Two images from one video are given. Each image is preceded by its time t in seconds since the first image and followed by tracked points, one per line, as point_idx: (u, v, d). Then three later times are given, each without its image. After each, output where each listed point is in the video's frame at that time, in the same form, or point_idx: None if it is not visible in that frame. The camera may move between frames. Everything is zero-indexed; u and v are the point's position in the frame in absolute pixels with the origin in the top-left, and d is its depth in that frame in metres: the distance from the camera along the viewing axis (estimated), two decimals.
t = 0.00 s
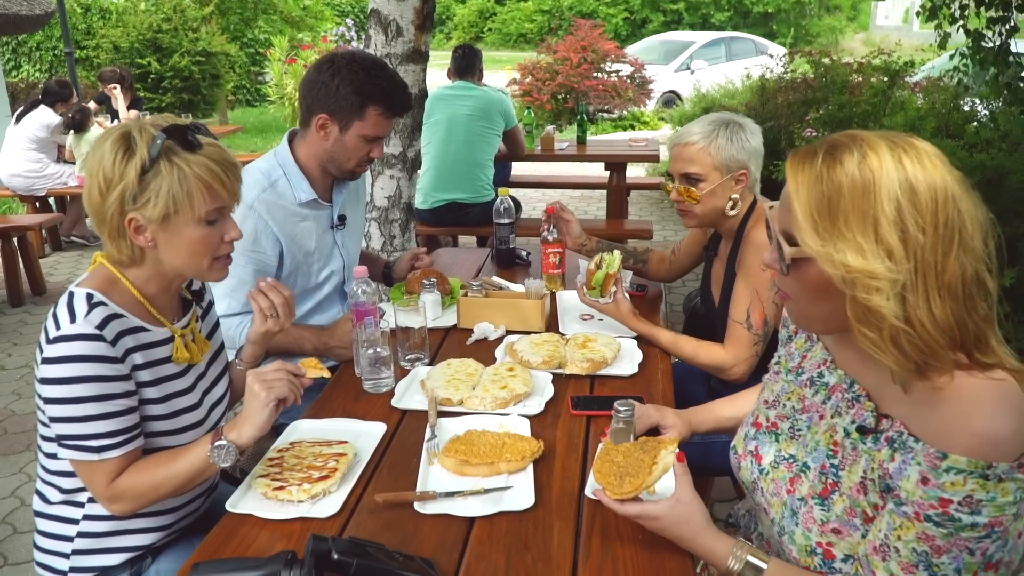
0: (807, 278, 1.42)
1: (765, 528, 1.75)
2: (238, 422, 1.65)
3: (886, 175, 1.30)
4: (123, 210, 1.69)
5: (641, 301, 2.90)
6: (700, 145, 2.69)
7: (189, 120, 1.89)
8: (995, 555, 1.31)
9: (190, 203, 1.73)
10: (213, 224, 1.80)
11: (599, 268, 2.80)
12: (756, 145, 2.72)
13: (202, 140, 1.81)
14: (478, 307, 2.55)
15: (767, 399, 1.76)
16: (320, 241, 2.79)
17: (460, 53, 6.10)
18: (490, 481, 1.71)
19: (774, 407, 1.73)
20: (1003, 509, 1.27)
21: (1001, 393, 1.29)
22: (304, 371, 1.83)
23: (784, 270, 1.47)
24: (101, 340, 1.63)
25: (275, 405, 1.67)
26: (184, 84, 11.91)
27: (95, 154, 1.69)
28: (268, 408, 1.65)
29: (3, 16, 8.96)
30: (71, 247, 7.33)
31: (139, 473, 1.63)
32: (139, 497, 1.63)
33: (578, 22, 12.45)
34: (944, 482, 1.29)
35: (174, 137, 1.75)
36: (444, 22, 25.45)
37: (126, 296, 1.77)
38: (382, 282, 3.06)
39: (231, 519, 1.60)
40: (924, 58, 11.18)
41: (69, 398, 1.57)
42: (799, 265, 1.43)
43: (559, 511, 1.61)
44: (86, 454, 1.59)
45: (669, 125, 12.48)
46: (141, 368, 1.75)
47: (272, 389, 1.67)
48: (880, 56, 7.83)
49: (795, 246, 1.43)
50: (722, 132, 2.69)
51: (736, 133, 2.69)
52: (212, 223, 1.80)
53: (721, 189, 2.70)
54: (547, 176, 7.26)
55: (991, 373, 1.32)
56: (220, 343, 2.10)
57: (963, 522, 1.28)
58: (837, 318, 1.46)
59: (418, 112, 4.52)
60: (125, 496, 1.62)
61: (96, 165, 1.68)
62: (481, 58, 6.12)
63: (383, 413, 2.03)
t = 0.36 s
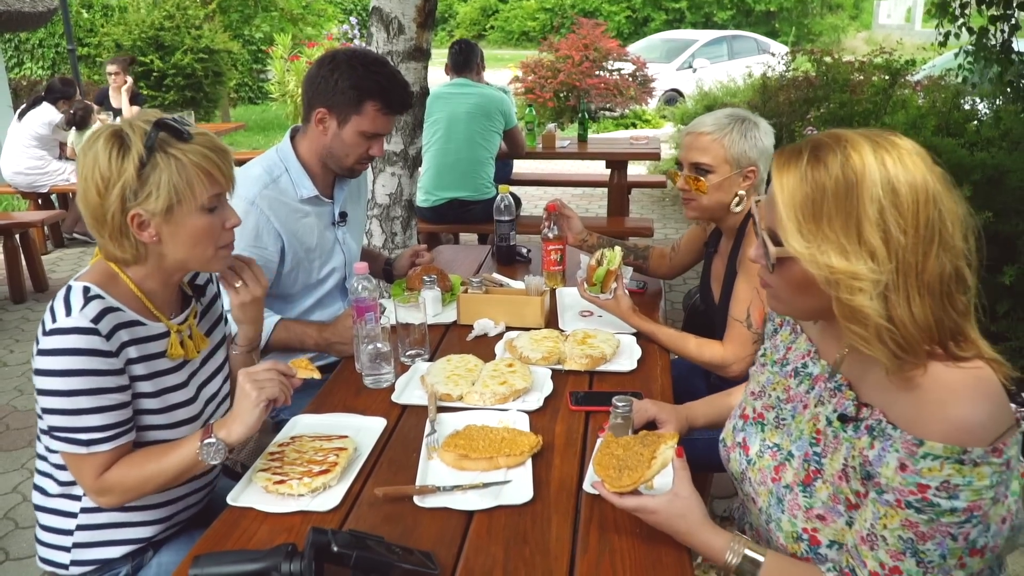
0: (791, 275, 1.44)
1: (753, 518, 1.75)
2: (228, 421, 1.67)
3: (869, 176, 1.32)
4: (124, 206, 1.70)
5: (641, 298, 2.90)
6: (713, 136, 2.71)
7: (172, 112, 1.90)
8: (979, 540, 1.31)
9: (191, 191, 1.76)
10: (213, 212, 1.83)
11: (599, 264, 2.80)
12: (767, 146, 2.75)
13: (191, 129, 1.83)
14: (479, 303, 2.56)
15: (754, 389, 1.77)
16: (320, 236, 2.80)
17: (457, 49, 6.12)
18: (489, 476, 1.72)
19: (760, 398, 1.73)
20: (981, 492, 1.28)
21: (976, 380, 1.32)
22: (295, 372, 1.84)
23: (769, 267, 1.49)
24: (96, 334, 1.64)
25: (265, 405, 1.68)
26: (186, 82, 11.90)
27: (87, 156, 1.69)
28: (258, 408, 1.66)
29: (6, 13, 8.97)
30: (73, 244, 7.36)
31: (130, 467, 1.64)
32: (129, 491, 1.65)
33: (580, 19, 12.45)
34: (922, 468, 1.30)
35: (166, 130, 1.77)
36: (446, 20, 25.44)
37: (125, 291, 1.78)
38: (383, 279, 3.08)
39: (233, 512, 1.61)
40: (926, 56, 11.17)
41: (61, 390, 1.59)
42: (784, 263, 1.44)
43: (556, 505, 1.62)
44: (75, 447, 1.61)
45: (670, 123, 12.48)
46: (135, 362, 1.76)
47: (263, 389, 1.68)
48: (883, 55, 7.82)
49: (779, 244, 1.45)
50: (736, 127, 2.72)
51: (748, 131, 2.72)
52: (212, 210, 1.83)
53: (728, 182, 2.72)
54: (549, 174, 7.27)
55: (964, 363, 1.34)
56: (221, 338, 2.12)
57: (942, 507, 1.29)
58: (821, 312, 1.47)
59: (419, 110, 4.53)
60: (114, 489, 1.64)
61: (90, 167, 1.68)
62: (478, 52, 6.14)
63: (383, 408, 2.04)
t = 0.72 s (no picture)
0: (768, 271, 1.44)
1: (744, 506, 1.76)
2: (232, 429, 1.68)
3: (830, 167, 1.34)
4: (97, 202, 1.72)
5: (641, 297, 2.91)
6: (738, 127, 2.80)
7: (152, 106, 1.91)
8: (968, 514, 1.31)
9: (155, 186, 1.76)
10: (187, 205, 1.83)
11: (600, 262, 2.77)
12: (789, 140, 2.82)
13: (164, 123, 1.83)
14: (481, 301, 2.57)
15: (739, 379, 1.79)
16: (323, 235, 2.81)
17: (460, 49, 6.13)
18: (490, 471, 1.74)
19: (746, 387, 1.75)
20: (964, 466, 1.29)
21: (954, 358, 1.34)
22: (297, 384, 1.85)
23: (747, 265, 1.48)
24: (106, 333, 1.66)
25: (271, 417, 1.67)
26: (188, 82, 11.91)
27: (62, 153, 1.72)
28: (264, 419, 1.66)
29: (10, 15, 9.00)
30: (77, 244, 7.38)
31: (131, 469, 1.66)
32: (128, 492, 1.66)
33: (581, 18, 12.45)
34: (905, 444, 1.31)
35: (133, 123, 1.77)
36: (448, 19, 25.49)
37: (131, 288, 1.80)
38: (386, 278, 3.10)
39: (238, 508, 1.63)
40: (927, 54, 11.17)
41: (68, 389, 1.60)
42: (762, 260, 1.44)
43: (558, 499, 1.64)
44: (75, 445, 1.63)
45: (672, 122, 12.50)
46: (145, 360, 1.77)
47: (269, 401, 1.67)
48: (884, 52, 7.82)
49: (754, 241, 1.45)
50: (761, 119, 2.80)
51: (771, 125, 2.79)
52: (185, 204, 1.82)
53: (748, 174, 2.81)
54: (550, 173, 7.27)
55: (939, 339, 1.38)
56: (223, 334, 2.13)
57: (927, 481, 1.30)
58: (803, 307, 1.48)
59: (420, 109, 4.54)
60: (111, 489, 1.65)
61: (65, 164, 1.72)
62: (481, 52, 6.15)
63: (386, 405, 2.06)
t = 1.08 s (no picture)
0: (761, 280, 1.45)
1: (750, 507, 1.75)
2: (241, 428, 1.69)
3: (800, 173, 1.37)
4: (99, 200, 1.74)
5: (644, 297, 2.90)
6: (751, 130, 2.79)
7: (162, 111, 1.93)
8: (972, 512, 1.30)
9: (159, 188, 1.77)
10: (188, 209, 1.83)
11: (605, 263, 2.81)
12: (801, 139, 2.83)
13: (172, 129, 1.85)
14: (484, 302, 2.58)
15: (746, 381, 1.79)
16: (328, 237, 2.82)
17: (472, 52, 6.13)
18: (492, 472, 1.74)
19: (753, 388, 1.75)
20: (966, 462, 1.28)
21: (957, 354, 1.34)
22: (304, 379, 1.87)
23: (744, 273, 1.49)
24: (115, 334, 1.67)
25: (278, 414, 1.68)
26: (194, 86, 11.97)
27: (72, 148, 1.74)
28: (273, 418, 1.67)
29: (15, 20, 9.07)
30: (83, 248, 7.42)
31: (140, 469, 1.67)
32: (138, 493, 1.67)
33: (585, 19, 12.46)
34: (906, 440, 1.31)
35: (143, 126, 1.78)
36: (452, 21, 25.54)
37: (138, 289, 1.82)
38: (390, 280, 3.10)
39: (241, 509, 1.63)
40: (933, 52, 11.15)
41: (78, 390, 1.61)
42: (756, 269, 1.45)
43: (561, 500, 1.64)
44: (85, 447, 1.63)
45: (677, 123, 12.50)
46: (152, 362, 1.78)
47: (278, 399, 1.69)
48: (889, 50, 7.80)
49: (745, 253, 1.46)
50: (771, 119, 2.80)
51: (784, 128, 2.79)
52: (185, 207, 1.83)
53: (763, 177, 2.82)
54: (554, 174, 7.27)
55: (930, 329, 1.40)
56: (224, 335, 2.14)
57: (929, 478, 1.30)
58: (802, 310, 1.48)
59: (423, 111, 4.55)
60: (122, 490, 1.65)
61: (72, 160, 1.73)
62: (493, 58, 6.16)
63: (390, 406, 2.06)
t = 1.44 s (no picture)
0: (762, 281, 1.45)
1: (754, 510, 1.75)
2: (254, 424, 1.69)
3: (801, 172, 1.37)
4: (123, 200, 1.74)
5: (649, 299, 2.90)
6: (747, 135, 2.78)
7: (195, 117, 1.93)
8: (972, 508, 1.30)
9: (187, 196, 1.77)
10: (211, 219, 1.83)
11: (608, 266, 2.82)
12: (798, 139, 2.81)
13: (204, 137, 1.85)
14: (487, 304, 2.58)
15: (748, 387, 1.78)
16: (333, 239, 2.82)
17: (477, 56, 6.16)
18: (495, 474, 1.74)
19: (755, 394, 1.76)
20: (970, 460, 1.28)
21: (958, 357, 1.32)
22: (316, 374, 1.84)
23: (746, 274, 1.48)
24: (126, 335, 1.68)
25: (291, 408, 1.69)
26: (201, 88, 12.02)
27: (100, 144, 1.74)
28: (284, 411, 1.68)
29: (22, 22, 9.12)
30: (90, 249, 7.45)
31: (155, 468, 1.67)
32: (153, 493, 1.67)
33: (591, 22, 12.45)
34: (910, 438, 1.30)
35: (176, 131, 1.78)
36: (460, 24, 25.59)
37: (148, 290, 1.82)
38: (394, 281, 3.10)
39: (244, 510, 1.64)
40: (942, 55, 11.09)
41: (92, 390, 1.61)
42: (757, 271, 1.45)
43: (563, 502, 1.63)
44: (101, 448, 1.63)
45: (684, 125, 12.48)
46: (163, 364, 1.79)
47: (288, 392, 1.69)
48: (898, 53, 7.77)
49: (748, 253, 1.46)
50: (768, 123, 2.80)
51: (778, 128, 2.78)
52: (210, 217, 1.82)
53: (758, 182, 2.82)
54: (560, 176, 7.26)
55: (926, 328, 1.39)
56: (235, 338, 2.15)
57: (933, 476, 1.29)
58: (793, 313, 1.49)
59: (428, 113, 4.55)
60: (139, 490, 1.66)
61: (100, 157, 1.73)
62: (498, 61, 6.17)
63: (392, 407, 2.06)
